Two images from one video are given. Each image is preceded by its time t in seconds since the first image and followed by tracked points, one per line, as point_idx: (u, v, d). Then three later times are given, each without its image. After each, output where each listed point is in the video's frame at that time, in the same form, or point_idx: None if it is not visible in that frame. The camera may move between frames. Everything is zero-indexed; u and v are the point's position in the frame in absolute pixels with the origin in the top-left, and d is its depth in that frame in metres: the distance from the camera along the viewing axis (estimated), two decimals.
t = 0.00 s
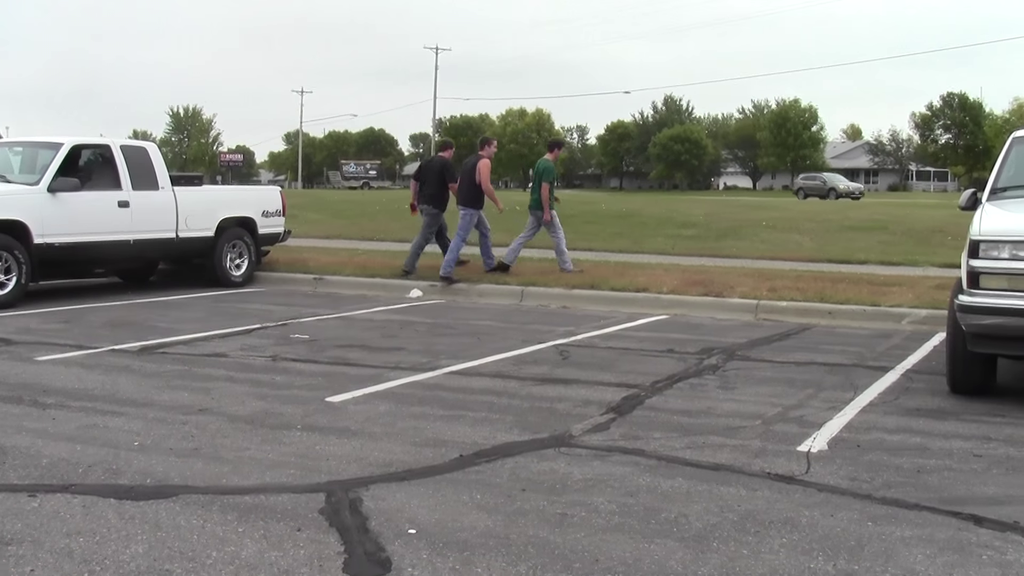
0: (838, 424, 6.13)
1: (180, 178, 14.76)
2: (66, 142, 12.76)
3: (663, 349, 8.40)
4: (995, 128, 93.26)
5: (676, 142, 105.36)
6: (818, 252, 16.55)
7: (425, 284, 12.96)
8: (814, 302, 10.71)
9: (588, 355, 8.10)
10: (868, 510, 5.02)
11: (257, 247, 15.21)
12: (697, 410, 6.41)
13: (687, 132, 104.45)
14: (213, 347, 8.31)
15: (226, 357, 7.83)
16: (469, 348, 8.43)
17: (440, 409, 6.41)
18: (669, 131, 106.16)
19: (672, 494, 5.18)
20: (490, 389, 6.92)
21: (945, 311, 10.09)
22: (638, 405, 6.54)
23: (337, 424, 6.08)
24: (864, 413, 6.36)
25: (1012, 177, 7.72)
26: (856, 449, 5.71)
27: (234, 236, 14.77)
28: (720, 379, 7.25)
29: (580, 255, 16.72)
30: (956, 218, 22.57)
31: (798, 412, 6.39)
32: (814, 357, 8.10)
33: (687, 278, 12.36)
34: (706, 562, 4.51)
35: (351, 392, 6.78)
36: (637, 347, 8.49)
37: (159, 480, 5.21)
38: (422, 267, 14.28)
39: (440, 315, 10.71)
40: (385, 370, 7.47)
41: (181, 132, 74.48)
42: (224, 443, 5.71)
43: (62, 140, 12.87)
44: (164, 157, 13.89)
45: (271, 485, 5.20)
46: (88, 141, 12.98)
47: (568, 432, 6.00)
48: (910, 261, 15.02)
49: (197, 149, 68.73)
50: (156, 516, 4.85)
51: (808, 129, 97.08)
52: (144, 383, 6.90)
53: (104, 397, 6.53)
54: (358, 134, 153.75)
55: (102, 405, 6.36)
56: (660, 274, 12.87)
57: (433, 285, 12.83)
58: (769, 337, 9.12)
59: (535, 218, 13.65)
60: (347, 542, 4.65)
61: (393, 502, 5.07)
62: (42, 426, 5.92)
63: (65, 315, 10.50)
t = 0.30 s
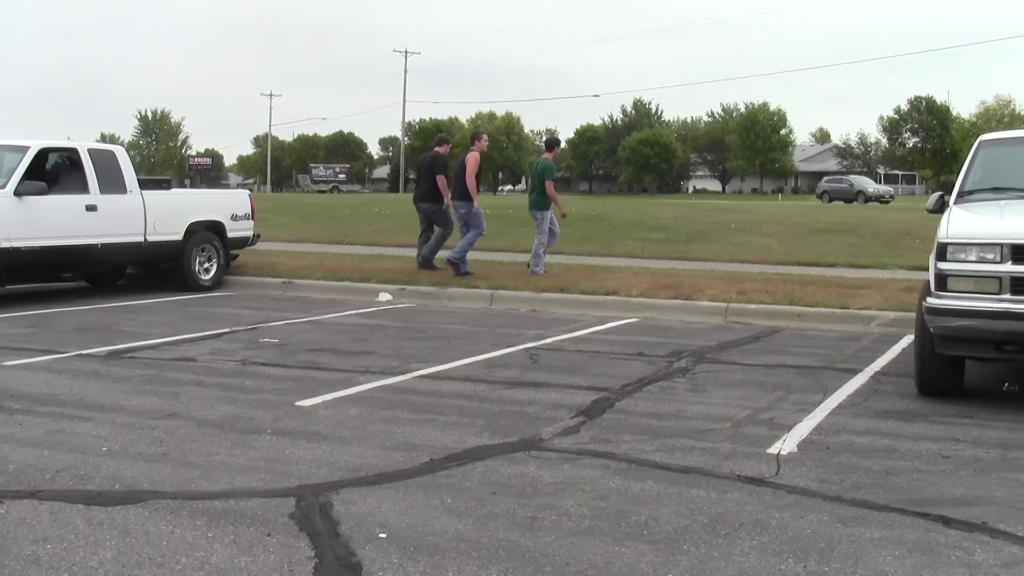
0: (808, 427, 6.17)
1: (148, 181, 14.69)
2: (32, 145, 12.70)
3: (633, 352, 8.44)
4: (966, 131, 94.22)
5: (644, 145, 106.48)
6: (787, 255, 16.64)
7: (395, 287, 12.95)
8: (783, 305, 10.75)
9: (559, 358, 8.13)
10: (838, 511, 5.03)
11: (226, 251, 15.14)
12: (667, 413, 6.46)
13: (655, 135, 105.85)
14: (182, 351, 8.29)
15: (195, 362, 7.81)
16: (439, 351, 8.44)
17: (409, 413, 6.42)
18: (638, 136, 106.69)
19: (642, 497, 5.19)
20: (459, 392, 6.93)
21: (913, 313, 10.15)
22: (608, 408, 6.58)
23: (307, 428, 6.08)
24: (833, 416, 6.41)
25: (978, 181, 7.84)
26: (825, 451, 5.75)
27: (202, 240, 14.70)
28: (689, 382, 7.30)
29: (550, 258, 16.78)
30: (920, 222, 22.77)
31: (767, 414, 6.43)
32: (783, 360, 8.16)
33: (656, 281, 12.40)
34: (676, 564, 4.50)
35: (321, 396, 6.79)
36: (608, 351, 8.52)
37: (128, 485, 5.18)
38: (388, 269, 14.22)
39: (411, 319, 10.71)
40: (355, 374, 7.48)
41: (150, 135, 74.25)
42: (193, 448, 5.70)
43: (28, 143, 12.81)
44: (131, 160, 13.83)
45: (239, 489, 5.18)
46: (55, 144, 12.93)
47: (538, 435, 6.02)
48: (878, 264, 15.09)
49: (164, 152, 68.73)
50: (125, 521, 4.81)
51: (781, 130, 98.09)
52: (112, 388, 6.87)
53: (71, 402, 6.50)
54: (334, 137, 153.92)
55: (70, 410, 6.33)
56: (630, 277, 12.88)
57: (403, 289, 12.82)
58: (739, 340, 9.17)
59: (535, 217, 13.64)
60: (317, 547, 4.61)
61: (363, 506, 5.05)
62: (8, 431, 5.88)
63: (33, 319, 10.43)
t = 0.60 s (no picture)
0: (789, 430, 6.19)
1: (129, 185, 14.67)
2: (12, 148, 12.67)
3: (613, 355, 8.47)
4: (945, 134, 94.89)
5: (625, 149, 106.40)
6: (768, 258, 16.67)
7: (375, 291, 12.95)
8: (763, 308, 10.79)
9: (540, 362, 8.15)
10: (819, 514, 5.03)
11: (207, 255, 15.12)
12: (646, 417, 6.48)
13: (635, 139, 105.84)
14: (163, 355, 8.28)
15: (176, 366, 7.81)
16: (420, 355, 8.46)
17: (390, 417, 6.43)
18: (616, 138, 106.67)
19: (623, 501, 5.18)
20: (439, 396, 6.94)
21: (892, 316, 10.17)
22: (588, 412, 6.60)
23: (288, 432, 6.09)
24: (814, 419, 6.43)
25: (959, 184, 7.88)
26: (806, 455, 5.76)
27: (183, 243, 14.67)
28: (669, 385, 7.33)
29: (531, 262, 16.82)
30: (895, 224, 22.87)
31: (748, 418, 6.45)
32: (764, 363, 8.18)
33: (637, 284, 12.42)
34: (657, 567, 4.48)
35: (301, 400, 6.80)
36: (589, 354, 8.54)
37: (108, 490, 5.17)
38: (367, 272, 14.18)
39: (393, 322, 10.72)
40: (336, 378, 7.49)
41: (130, 139, 74.16)
42: (173, 452, 5.70)
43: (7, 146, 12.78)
44: (111, 164, 13.80)
45: (219, 493, 5.17)
46: (34, 148, 12.91)
47: (518, 439, 6.03)
48: (858, 267, 15.12)
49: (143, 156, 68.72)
50: (104, 525, 4.78)
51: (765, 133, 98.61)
52: (92, 393, 6.86)
53: (50, 407, 6.49)
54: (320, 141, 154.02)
55: (50, 414, 6.32)
56: (610, 280, 12.88)
57: (384, 292, 12.82)
58: (720, 344, 9.20)
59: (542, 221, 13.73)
60: (298, 550, 4.58)
61: (343, 509, 5.04)
62: None
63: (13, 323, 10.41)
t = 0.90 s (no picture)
0: (776, 432, 6.20)
1: (117, 188, 14.63)
2: None
3: (601, 357, 8.47)
4: (932, 137, 95.26)
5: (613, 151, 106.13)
6: (755, 260, 16.69)
7: (363, 293, 12.96)
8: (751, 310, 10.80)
9: (527, 364, 8.16)
10: (807, 516, 5.04)
11: (195, 257, 15.10)
12: (634, 419, 6.48)
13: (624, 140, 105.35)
14: (150, 358, 8.27)
15: (163, 369, 7.80)
16: (408, 357, 8.45)
17: (377, 420, 6.42)
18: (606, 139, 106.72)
19: (611, 503, 5.18)
20: (426, 399, 6.95)
21: (879, 318, 10.19)
22: (576, 414, 6.61)
23: (276, 435, 6.08)
24: (802, 421, 6.45)
25: (945, 187, 7.90)
26: (793, 456, 5.78)
27: (170, 246, 14.64)
28: (657, 388, 7.34)
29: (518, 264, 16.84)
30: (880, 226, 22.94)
31: (736, 420, 6.47)
32: (752, 365, 8.20)
33: (625, 287, 12.41)
34: (646, 569, 4.48)
35: (289, 402, 6.79)
36: (577, 356, 8.54)
37: (96, 493, 5.16)
38: (354, 275, 14.16)
39: (381, 325, 10.71)
40: (324, 380, 7.48)
41: (118, 141, 74.00)
42: (161, 455, 5.69)
43: None
44: (98, 167, 13.76)
45: (207, 496, 5.16)
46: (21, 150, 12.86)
47: (507, 441, 6.04)
48: (846, 270, 15.16)
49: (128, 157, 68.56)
50: (92, 529, 4.77)
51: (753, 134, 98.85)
52: (79, 395, 6.85)
53: (36, 410, 6.47)
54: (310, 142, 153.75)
55: (36, 417, 6.30)
56: (598, 283, 12.89)
57: (372, 295, 12.82)
58: (707, 346, 9.22)
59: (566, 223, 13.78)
60: (286, 553, 4.57)
61: (332, 512, 5.03)
62: None
63: None
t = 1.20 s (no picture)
0: (761, 432, 6.22)
1: (99, 189, 14.57)
2: None
3: (586, 359, 8.49)
4: (914, 138, 95.84)
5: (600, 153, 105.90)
6: (740, 261, 16.78)
7: (347, 294, 12.95)
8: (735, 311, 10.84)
9: (512, 366, 8.16)
10: (791, 517, 5.05)
11: (179, 259, 15.04)
12: (619, 420, 6.50)
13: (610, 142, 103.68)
14: (134, 360, 8.24)
15: (147, 371, 7.77)
16: (393, 359, 8.45)
17: (362, 421, 6.42)
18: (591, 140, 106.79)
19: (596, 504, 5.19)
20: (411, 400, 6.94)
21: (863, 319, 10.24)
22: (561, 415, 6.62)
23: (259, 437, 6.07)
24: (786, 421, 6.47)
25: (928, 189, 7.93)
26: (778, 457, 5.80)
27: (153, 248, 14.59)
28: (642, 389, 7.35)
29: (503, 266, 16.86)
30: (861, 227, 23.11)
31: (720, 420, 6.48)
32: (737, 366, 8.22)
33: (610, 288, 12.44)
34: (631, 570, 4.48)
35: (274, 404, 6.78)
36: (561, 357, 8.56)
37: (79, 496, 5.13)
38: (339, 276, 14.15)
39: (365, 326, 10.70)
40: (308, 382, 7.47)
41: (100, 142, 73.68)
42: (145, 457, 5.67)
43: None
44: (82, 168, 13.71)
45: (191, 499, 5.15)
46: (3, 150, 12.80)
47: (492, 443, 6.04)
48: (829, 270, 15.25)
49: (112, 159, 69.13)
50: (75, 532, 4.74)
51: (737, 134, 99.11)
52: (61, 398, 6.81)
53: (18, 413, 6.43)
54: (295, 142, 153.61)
55: (18, 420, 6.26)
56: (582, 284, 12.90)
57: (356, 296, 12.81)
58: (692, 347, 9.25)
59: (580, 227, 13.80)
60: (271, 555, 4.56)
61: (316, 514, 5.03)
62: None
63: None
